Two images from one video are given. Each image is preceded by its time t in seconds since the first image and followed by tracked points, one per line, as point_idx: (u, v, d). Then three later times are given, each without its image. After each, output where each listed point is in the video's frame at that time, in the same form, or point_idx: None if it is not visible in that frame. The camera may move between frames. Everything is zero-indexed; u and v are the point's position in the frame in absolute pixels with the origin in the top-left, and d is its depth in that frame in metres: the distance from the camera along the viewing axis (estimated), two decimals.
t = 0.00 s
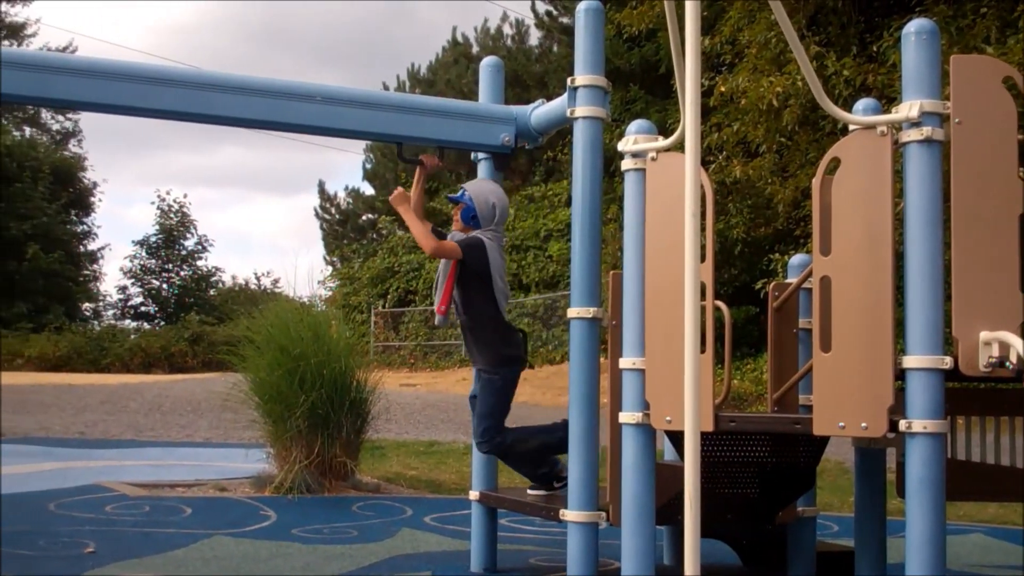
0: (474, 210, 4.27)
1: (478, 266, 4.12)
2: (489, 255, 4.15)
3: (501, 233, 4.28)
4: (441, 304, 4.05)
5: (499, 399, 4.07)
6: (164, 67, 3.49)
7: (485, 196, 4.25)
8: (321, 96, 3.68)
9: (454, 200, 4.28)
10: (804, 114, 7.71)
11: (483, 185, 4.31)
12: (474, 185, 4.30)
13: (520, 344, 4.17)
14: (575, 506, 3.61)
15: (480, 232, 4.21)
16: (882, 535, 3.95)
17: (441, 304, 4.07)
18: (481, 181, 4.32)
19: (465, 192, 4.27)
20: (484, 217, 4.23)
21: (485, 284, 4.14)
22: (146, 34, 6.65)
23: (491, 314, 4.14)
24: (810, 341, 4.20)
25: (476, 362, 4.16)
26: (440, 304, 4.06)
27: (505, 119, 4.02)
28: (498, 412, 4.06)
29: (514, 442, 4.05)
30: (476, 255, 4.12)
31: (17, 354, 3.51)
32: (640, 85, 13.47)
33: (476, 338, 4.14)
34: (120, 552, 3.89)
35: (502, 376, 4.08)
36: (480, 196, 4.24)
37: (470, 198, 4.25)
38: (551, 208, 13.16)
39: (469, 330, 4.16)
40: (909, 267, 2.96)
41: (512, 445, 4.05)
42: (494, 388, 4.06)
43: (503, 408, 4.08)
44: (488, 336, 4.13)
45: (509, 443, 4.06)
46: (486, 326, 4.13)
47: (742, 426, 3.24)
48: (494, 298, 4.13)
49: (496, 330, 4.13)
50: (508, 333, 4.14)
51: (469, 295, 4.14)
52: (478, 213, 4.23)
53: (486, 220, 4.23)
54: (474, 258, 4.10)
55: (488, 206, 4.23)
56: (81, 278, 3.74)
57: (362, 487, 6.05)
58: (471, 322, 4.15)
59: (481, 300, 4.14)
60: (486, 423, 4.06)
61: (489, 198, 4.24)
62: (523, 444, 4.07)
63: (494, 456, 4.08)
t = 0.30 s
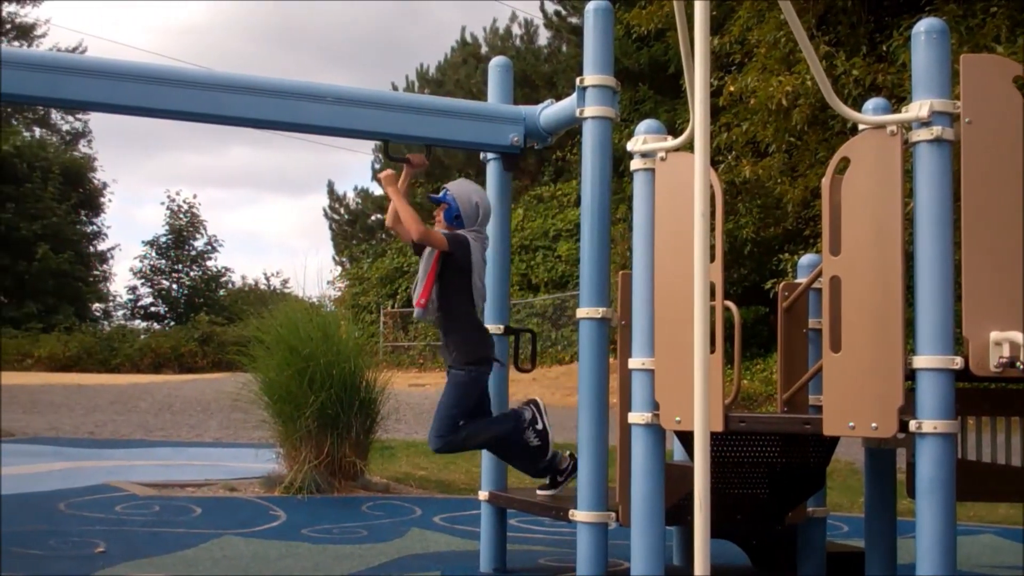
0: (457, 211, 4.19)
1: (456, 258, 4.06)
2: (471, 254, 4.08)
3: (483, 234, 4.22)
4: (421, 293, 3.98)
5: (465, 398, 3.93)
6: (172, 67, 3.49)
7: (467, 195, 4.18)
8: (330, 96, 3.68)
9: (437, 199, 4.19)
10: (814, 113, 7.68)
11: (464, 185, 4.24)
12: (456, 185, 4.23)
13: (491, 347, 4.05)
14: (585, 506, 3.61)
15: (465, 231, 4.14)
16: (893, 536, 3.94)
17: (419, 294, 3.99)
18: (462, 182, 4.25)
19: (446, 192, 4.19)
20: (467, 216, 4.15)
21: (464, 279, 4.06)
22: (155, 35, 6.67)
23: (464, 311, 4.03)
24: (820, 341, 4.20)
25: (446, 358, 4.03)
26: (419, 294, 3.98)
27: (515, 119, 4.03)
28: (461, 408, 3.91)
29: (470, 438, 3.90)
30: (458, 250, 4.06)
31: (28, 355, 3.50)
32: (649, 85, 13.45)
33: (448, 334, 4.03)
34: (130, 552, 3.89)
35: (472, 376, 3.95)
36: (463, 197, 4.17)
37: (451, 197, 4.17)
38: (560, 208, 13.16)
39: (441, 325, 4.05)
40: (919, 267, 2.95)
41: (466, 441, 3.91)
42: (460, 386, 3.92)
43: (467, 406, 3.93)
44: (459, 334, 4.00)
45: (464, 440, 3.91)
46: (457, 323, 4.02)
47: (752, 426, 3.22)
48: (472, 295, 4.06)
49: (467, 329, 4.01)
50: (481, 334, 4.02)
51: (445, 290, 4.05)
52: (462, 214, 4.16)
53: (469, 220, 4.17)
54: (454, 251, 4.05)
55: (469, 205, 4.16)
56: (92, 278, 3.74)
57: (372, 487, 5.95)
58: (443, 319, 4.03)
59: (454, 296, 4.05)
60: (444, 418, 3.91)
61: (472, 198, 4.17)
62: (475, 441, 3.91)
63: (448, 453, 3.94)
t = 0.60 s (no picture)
0: (441, 218, 4.21)
1: (437, 264, 4.03)
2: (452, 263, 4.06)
3: (467, 241, 4.24)
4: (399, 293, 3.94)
5: (420, 402, 3.95)
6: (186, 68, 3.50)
7: (451, 202, 4.20)
8: (345, 97, 3.68)
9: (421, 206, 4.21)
10: (829, 113, 7.64)
11: (447, 192, 4.26)
12: (440, 192, 4.25)
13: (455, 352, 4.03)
14: (600, 507, 3.60)
15: (450, 239, 4.14)
16: (909, 537, 3.91)
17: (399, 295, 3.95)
18: (445, 188, 4.28)
19: (431, 200, 4.20)
20: (450, 223, 4.17)
21: (442, 286, 4.04)
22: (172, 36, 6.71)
23: (427, 316, 4.02)
24: (836, 341, 4.18)
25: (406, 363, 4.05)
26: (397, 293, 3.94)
27: (529, 119, 4.02)
28: (414, 413, 3.95)
29: (420, 442, 3.95)
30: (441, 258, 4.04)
31: (45, 355, 3.51)
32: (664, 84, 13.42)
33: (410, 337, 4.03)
34: (146, 552, 3.90)
35: (427, 380, 3.96)
36: (447, 203, 4.19)
37: (434, 204, 4.19)
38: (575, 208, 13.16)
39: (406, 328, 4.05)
40: (935, 267, 2.93)
41: (418, 445, 3.95)
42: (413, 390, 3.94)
43: (422, 411, 3.96)
44: (419, 338, 4.00)
45: (417, 444, 3.96)
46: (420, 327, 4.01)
47: (767, 427, 3.21)
48: (445, 299, 4.03)
49: (426, 332, 4.00)
50: (443, 337, 4.01)
51: (418, 293, 4.02)
52: (447, 220, 4.17)
53: (454, 227, 4.19)
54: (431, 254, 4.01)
55: (450, 212, 4.17)
56: (108, 279, 3.78)
57: (386, 487, 5.96)
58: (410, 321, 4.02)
59: (429, 302, 4.03)
60: (398, 422, 3.95)
61: (455, 204, 4.19)
62: (427, 444, 3.96)
63: (400, 459, 3.99)
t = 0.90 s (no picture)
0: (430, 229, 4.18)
1: (423, 276, 3.99)
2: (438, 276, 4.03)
3: (453, 252, 4.21)
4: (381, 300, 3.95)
5: (393, 413, 3.89)
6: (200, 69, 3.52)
7: (441, 213, 4.18)
8: (359, 98, 3.69)
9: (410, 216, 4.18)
10: (843, 112, 7.61)
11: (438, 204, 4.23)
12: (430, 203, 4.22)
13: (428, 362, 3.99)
14: (613, 507, 3.59)
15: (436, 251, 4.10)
16: (924, 539, 3.89)
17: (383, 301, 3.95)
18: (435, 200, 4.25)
19: (421, 210, 4.17)
20: (438, 236, 4.14)
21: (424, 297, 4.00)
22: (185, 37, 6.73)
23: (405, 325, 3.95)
24: (850, 341, 4.17)
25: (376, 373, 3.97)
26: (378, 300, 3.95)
27: (542, 119, 4.02)
28: (386, 426, 3.89)
29: (393, 455, 3.88)
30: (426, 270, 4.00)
31: (60, 355, 3.61)
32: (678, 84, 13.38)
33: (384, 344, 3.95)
34: (159, 551, 3.91)
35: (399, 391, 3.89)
36: (437, 214, 4.17)
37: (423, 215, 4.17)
38: (589, 208, 13.14)
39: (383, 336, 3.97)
40: (950, 267, 2.91)
41: (391, 459, 3.89)
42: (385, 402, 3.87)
43: (394, 423, 3.90)
44: (394, 348, 3.94)
45: (389, 458, 3.89)
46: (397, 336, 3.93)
47: (781, 427, 3.19)
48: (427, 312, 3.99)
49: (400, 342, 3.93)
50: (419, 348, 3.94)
51: (400, 303, 3.95)
52: (437, 232, 4.15)
53: (443, 239, 4.16)
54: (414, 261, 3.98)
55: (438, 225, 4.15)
56: (121, 280, 3.88)
57: (399, 487, 6.05)
58: (390, 330, 3.94)
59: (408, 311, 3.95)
60: (369, 436, 3.88)
61: (445, 217, 4.17)
62: (401, 458, 3.90)
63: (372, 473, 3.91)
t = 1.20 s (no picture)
0: (411, 247, 4.25)
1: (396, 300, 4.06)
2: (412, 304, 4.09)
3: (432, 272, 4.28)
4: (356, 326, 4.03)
5: (349, 432, 3.97)
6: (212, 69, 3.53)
7: (423, 233, 4.23)
8: (371, 98, 3.69)
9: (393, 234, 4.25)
10: (855, 112, 7.58)
11: (422, 223, 4.28)
12: (415, 222, 4.28)
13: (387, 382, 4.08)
14: (624, 507, 3.59)
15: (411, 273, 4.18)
16: (937, 540, 3.87)
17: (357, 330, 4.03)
18: (420, 218, 4.30)
19: (404, 228, 4.22)
20: (417, 256, 4.21)
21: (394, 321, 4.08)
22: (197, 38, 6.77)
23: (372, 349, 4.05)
24: (862, 342, 4.15)
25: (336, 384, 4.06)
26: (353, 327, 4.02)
27: (553, 119, 4.01)
28: (341, 444, 3.98)
29: (347, 476, 3.98)
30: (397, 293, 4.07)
31: (72, 356, 3.72)
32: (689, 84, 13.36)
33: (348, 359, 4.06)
34: (171, 551, 3.93)
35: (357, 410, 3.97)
36: (419, 232, 4.22)
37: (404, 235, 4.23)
38: (600, 209, 13.13)
39: (350, 351, 4.08)
40: (962, 267, 2.90)
41: (344, 479, 3.99)
42: (342, 420, 3.95)
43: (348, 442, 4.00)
44: (359, 366, 4.03)
45: (343, 477, 3.98)
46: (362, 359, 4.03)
47: (792, 428, 3.18)
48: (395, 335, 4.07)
49: (362, 365, 4.02)
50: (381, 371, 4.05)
51: (371, 326, 4.03)
52: (416, 251, 4.21)
53: (423, 259, 4.23)
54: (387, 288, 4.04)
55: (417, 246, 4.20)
56: (133, 280, 3.96)
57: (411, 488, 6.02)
58: (359, 349, 4.04)
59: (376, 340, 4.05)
60: (324, 455, 3.96)
61: (426, 236, 4.22)
62: (354, 478, 4.00)
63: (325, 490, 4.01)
